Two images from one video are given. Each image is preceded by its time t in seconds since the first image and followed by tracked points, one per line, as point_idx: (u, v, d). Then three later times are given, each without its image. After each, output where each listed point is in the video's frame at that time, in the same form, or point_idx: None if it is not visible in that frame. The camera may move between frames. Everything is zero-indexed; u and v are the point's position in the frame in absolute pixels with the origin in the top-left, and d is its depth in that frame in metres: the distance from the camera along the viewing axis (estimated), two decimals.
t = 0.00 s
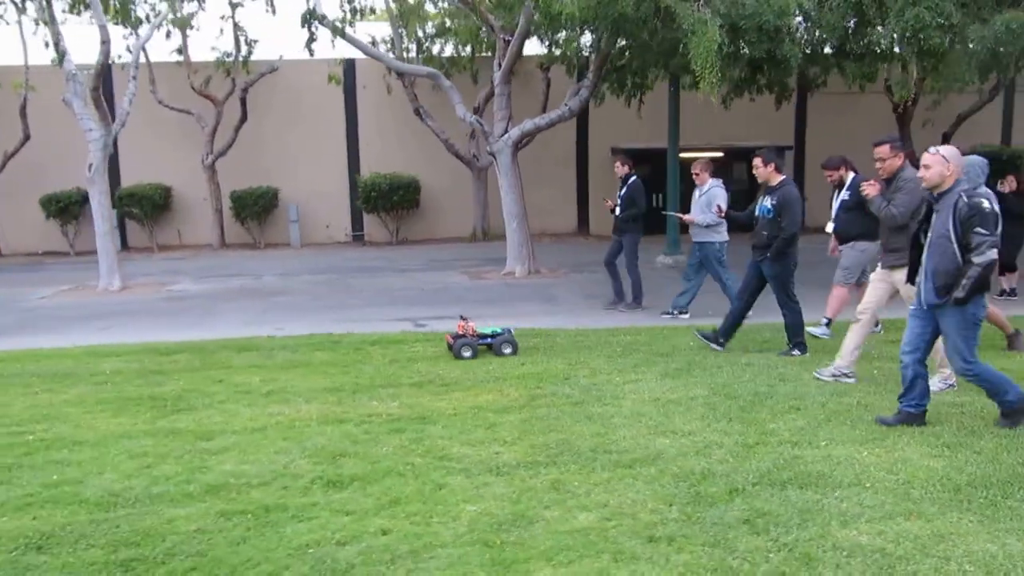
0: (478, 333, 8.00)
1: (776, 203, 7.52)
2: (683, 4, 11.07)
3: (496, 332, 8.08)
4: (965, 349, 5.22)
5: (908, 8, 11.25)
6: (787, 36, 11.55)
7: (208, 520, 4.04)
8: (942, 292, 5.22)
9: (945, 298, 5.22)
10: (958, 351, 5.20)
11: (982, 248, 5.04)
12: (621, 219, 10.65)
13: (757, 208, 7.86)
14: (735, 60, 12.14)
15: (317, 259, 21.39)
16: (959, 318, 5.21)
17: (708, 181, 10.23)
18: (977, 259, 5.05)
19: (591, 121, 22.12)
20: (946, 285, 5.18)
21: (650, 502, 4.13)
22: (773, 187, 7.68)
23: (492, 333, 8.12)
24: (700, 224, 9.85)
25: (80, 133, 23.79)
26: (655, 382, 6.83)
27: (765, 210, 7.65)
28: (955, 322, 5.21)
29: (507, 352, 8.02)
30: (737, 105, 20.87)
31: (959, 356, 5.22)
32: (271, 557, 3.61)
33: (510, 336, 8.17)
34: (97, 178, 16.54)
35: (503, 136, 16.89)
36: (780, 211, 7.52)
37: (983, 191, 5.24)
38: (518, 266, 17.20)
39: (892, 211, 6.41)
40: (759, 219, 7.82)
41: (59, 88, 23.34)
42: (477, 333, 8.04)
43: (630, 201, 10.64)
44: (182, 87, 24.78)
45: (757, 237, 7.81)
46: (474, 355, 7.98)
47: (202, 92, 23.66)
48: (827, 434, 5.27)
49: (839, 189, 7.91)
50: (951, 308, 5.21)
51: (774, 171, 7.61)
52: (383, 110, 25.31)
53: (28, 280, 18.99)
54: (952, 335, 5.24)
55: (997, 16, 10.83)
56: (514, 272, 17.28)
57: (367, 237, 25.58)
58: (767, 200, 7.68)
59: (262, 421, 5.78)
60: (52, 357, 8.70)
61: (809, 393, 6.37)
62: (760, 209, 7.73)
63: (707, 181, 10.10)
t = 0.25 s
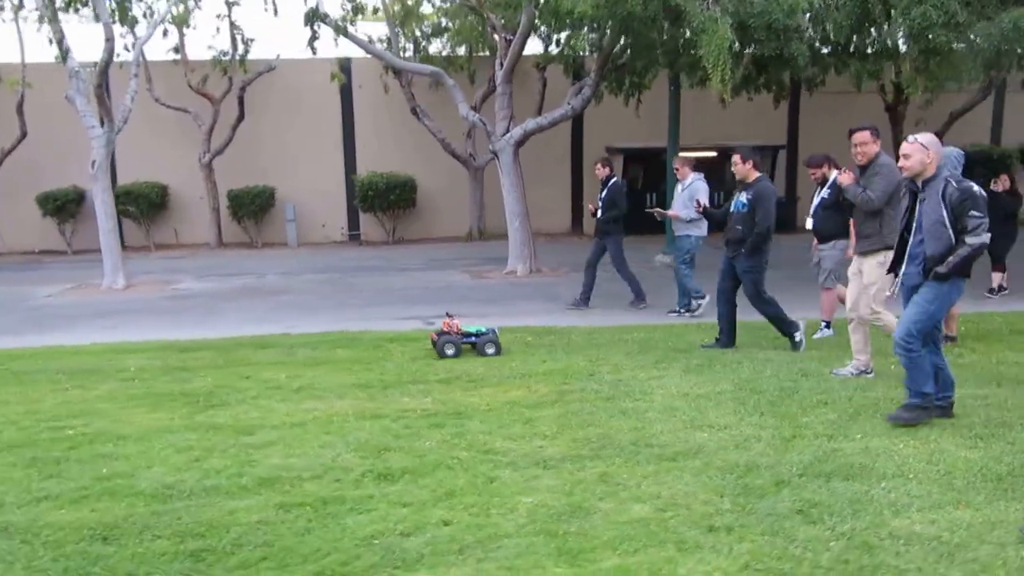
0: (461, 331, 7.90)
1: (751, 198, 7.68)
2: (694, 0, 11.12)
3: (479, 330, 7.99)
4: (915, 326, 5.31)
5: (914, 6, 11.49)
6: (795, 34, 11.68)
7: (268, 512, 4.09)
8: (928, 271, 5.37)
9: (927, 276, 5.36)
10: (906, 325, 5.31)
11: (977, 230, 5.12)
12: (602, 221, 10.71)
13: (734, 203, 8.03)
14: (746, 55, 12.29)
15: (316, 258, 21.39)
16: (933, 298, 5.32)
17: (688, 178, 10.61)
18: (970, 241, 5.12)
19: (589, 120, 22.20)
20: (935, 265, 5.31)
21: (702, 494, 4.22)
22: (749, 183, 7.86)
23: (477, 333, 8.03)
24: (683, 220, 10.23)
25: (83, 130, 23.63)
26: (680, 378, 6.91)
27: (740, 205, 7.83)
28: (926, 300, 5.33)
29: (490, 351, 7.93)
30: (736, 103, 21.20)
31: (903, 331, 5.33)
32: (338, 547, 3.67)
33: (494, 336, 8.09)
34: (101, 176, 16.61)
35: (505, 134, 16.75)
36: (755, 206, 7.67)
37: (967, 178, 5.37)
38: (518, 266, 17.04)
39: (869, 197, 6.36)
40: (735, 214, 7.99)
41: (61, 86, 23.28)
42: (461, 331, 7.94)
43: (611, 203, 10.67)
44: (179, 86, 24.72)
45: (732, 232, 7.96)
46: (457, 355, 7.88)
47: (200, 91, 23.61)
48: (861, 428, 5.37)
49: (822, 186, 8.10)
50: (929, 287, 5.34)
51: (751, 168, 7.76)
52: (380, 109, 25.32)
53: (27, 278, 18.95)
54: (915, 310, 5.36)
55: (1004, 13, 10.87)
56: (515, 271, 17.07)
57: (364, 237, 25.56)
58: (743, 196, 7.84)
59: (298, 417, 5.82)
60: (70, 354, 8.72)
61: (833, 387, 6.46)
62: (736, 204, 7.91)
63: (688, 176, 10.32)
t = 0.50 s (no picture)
0: (454, 330, 7.87)
1: (742, 194, 7.73)
2: None
3: (472, 329, 7.95)
4: (899, 337, 5.24)
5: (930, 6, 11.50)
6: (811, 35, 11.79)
7: (330, 504, 4.14)
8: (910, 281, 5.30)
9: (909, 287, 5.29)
10: (890, 339, 5.24)
11: (962, 243, 5.08)
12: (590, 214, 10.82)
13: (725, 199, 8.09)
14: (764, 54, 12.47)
15: (323, 256, 21.37)
16: (915, 309, 5.26)
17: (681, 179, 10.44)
18: (955, 253, 5.09)
19: (595, 118, 22.27)
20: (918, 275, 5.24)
21: (759, 487, 4.28)
22: (739, 179, 7.91)
23: (468, 333, 7.99)
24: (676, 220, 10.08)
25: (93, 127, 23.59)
26: (711, 373, 6.95)
27: (732, 200, 7.89)
28: (907, 311, 5.27)
29: (484, 349, 7.90)
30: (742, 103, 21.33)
31: (888, 344, 5.25)
32: (409, 539, 3.71)
33: (486, 335, 8.05)
34: (110, 174, 16.47)
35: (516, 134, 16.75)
36: (746, 202, 7.74)
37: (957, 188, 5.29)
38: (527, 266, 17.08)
39: (861, 199, 6.26)
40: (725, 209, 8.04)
41: (70, 84, 23.26)
42: (452, 331, 7.91)
43: (600, 197, 10.82)
44: (183, 85, 24.68)
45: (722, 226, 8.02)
46: (449, 354, 7.87)
47: (203, 89, 23.56)
48: (900, 423, 5.42)
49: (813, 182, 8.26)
50: (911, 298, 5.28)
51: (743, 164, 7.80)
52: (384, 108, 25.34)
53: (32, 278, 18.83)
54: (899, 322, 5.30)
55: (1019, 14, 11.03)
56: (524, 269, 17.19)
57: (367, 235, 25.54)
58: (734, 190, 7.89)
59: (342, 412, 5.85)
60: (95, 352, 8.72)
61: (864, 383, 6.51)
62: (727, 200, 7.96)
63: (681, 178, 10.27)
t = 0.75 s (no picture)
0: (454, 330, 7.81)
1: (741, 198, 7.54)
2: None
3: (473, 329, 7.89)
4: (930, 335, 5.15)
5: (953, 5, 11.45)
6: (834, 34, 11.87)
7: (401, 497, 4.18)
8: (914, 273, 5.17)
9: (915, 279, 5.17)
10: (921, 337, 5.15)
11: (961, 231, 4.96)
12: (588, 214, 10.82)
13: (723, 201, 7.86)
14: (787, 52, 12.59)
15: (335, 253, 21.35)
16: (925, 301, 5.13)
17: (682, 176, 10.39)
18: (955, 241, 4.97)
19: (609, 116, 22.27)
20: (921, 266, 5.12)
21: (824, 479, 4.31)
22: (739, 183, 7.66)
23: (468, 331, 7.94)
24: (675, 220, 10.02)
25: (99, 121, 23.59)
26: (751, 369, 6.99)
27: (730, 203, 7.67)
28: (919, 304, 5.15)
29: (484, 349, 7.83)
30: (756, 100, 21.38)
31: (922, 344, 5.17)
32: (488, 530, 3.75)
33: (486, 334, 7.99)
34: (126, 170, 16.35)
35: (534, 130, 16.92)
36: (744, 205, 7.55)
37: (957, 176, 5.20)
38: (545, 260, 17.19)
39: (851, 202, 6.31)
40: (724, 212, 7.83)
41: (82, 80, 23.26)
42: (452, 330, 7.86)
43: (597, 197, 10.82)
44: (193, 82, 24.65)
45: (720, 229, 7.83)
46: (450, 352, 7.81)
47: (214, 85, 23.53)
48: (949, 417, 5.45)
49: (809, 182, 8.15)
50: (919, 290, 5.15)
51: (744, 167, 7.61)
52: (395, 105, 25.37)
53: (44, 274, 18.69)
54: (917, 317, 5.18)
55: None
56: (541, 266, 17.24)
57: (377, 232, 25.52)
58: (731, 193, 7.69)
59: (392, 407, 5.88)
60: (125, 347, 8.66)
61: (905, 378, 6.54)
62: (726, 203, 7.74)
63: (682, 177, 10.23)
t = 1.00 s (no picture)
0: (465, 330, 7.81)
1: (750, 197, 7.64)
2: None
3: (485, 330, 7.88)
4: (962, 350, 5.16)
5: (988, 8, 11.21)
6: (867, 37, 11.92)
7: (473, 494, 4.25)
8: (929, 290, 5.15)
9: (931, 296, 5.14)
10: (955, 351, 5.15)
11: (971, 245, 4.99)
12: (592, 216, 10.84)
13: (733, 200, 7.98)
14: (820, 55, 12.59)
15: (357, 252, 21.42)
16: (946, 316, 5.13)
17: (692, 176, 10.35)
18: (966, 256, 4.98)
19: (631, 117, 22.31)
20: (935, 282, 5.10)
21: (890, 478, 4.36)
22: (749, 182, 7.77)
23: (480, 333, 7.95)
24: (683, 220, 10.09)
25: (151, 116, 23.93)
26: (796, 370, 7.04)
27: (740, 203, 7.77)
28: (940, 320, 5.14)
29: (496, 350, 7.82)
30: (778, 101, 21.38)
31: (956, 358, 5.18)
32: (566, 527, 3.82)
33: (496, 336, 7.99)
34: (153, 169, 16.41)
35: (558, 131, 16.93)
36: (753, 205, 7.64)
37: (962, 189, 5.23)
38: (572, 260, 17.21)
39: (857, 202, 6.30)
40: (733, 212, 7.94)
41: (110, 79, 23.45)
42: (463, 331, 7.85)
43: (599, 198, 10.83)
44: (215, 82, 24.72)
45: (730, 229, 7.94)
46: (459, 354, 7.77)
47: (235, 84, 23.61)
48: (1003, 418, 5.49)
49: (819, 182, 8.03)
50: (938, 306, 5.13)
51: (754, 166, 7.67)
52: (415, 106, 25.45)
53: (69, 271, 18.75)
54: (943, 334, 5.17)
55: None
56: (566, 267, 17.29)
57: (396, 232, 25.58)
58: (741, 193, 7.80)
59: (449, 405, 5.95)
60: (166, 343, 8.70)
61: (952, 380, 6.57)
62: (736, 202, 7.85)
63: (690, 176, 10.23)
